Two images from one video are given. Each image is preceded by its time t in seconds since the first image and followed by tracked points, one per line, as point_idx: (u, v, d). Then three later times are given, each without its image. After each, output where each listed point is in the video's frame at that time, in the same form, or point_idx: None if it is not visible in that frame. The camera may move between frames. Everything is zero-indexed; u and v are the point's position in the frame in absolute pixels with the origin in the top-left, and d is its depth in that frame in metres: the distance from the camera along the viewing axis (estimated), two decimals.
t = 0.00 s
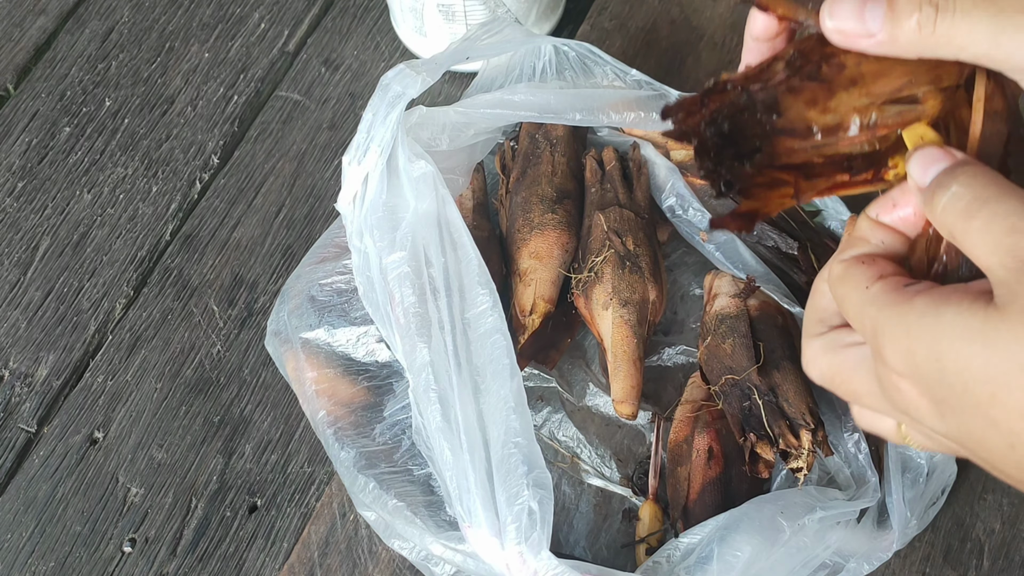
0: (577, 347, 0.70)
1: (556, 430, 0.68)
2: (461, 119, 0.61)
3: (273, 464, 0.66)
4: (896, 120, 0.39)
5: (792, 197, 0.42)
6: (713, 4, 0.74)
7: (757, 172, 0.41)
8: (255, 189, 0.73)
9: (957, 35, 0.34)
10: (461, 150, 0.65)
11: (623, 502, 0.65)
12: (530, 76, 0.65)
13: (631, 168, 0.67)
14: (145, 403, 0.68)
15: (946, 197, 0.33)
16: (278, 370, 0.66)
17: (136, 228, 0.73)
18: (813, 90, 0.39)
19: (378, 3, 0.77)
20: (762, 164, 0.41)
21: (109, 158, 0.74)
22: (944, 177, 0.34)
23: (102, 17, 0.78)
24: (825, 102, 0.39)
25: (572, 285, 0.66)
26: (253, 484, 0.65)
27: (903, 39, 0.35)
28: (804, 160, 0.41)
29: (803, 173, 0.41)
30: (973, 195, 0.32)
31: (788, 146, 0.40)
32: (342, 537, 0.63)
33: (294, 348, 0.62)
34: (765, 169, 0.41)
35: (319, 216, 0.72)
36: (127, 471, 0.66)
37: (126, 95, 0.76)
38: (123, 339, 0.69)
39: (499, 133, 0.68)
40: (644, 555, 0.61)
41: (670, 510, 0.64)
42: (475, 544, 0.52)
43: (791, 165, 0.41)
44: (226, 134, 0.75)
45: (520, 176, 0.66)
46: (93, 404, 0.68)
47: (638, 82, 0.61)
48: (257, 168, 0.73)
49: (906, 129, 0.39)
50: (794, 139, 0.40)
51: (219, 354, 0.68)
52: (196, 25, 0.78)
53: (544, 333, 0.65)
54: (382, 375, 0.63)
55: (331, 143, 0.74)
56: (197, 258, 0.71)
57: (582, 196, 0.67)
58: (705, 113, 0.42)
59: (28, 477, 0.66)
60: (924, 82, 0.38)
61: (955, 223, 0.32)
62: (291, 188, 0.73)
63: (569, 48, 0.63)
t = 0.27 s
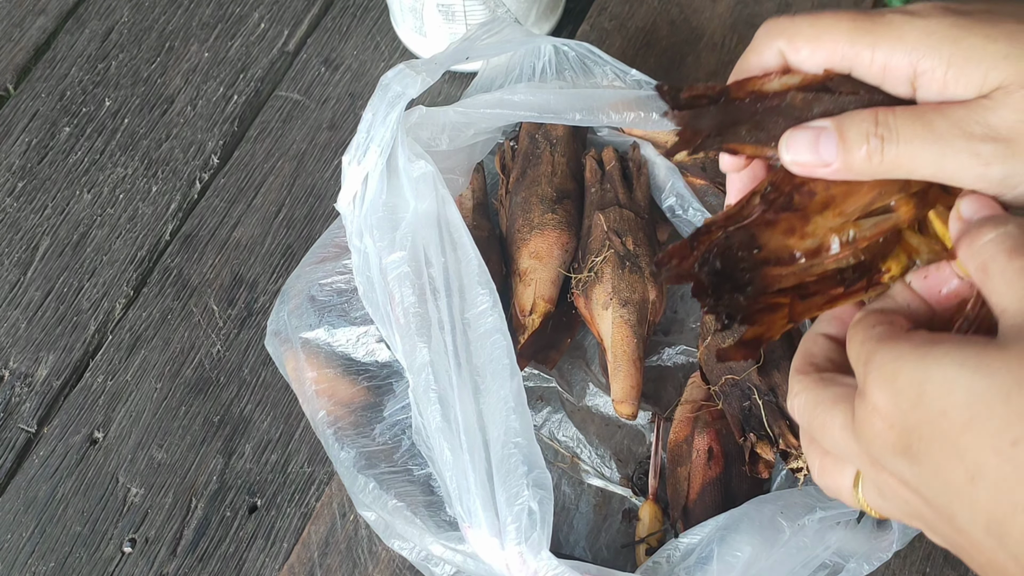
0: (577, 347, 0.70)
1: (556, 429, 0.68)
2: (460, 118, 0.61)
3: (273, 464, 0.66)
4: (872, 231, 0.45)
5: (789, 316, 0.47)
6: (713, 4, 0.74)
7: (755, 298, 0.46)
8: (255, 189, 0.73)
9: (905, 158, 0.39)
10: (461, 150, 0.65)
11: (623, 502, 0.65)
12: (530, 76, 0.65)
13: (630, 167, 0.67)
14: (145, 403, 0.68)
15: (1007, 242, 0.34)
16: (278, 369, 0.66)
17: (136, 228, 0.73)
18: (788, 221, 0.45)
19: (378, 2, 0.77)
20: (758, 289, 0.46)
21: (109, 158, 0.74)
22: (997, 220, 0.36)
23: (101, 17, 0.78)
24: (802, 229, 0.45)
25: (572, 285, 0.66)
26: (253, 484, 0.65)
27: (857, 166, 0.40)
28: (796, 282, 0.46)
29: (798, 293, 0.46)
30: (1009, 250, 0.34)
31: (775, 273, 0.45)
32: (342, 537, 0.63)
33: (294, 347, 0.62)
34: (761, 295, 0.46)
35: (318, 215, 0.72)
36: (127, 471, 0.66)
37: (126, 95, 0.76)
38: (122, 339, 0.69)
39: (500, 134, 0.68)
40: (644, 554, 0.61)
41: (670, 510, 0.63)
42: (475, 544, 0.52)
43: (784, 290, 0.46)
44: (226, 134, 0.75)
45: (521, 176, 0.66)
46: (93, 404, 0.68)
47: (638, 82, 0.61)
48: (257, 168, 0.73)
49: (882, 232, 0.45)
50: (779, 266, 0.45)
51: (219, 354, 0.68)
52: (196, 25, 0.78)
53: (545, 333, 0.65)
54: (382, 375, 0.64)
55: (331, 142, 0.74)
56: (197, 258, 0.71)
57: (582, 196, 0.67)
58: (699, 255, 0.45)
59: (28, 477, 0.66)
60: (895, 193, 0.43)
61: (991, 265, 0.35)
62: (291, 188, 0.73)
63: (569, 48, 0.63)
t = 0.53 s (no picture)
0: (577, 347, 0.70)
1: (557, 429, 0.68)
2: (461, 118, 0.61)
3: (273, 464, 0.66)
4: (796, 286, 0.48)
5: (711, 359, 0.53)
6: (713, 4, 0.74)
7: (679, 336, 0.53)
8: (255, 189, 0.73)
9: (835, 216, 0.41)
10: (461, 150, 0.65)
11: (623, 502, 0.65)
12: (530, 76, 0.65)
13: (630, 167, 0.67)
14: (145, 402, 0.68)
15: (807, 407, 0.34)
16: (278, 369, 0.66)
17: (136, 228, 0.73)
18: (717, 268, 0.50)
19: (379, 2, 0.77)
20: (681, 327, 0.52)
21: (109, 158, 0.74)
22: (796, 376, 0.36)
23: (101, 17, 0.78)
24: (729, 275, 0.50)
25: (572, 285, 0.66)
26: (253, 484, 0.65)
27: (795, 226, 0.43)
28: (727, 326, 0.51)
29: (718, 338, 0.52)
30: (833, 408, 0.33)
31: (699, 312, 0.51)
32: (342, 537, 0.63)
33: (294, 347, 0.62)
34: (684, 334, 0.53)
35: (318, 216, 0.72)
36: (127, 471, 0.66)
37: (126, 95, 0.76)
38: (123, 339, 0.69)
39: (500, 134, 0.68)
40: (645, 554, 0.61)
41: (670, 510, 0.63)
42: (475, 544, 0.52)
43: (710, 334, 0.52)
44: (226, 134, 0.75)
45: (520, 176, 0.66)
46: (94, 403, 0.68)
47: (638, 82, 0.61)
48: (257, 168, 0.73)
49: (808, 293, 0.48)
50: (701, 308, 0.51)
51: (219, 354, 0.68)
52: (196, 24, 0.78)
53: (544, 332, 0.65)
54: (383, 375, 0.64)
55: (331, 142, 0.74)
56: (197, 258, 0.71)
57: (581, 196, 0.67)
58: (654, 294, 0.51)
59: (28, 476, 0.66)
60: (823, 257, 0.47)
61: (819, 428, 0.34)
62: (291, 188, 0.73)
63: (569, 48, 0.63)
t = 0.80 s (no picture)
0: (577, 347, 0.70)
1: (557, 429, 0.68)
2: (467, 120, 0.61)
3: (274, 464, 0.66)
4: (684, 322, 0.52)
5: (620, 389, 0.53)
6: (714, 4, 0.74)
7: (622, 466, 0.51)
8: (255, 189, 0.73)
9: (821, 150, 0.39)
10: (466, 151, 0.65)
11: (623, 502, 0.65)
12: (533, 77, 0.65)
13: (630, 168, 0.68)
14: (146, 402, 0.68)
15: (745, 430, 0.36)
16: (279, 370, 0.66)
17: (136, 228, 0.73)
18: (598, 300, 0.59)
19: (379, 2, 0.77)
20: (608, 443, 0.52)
21: (110, 158, 0.74)
22: (727, 400, 0.37)
23: (102, 17, 0.78)
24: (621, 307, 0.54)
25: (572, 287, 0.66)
26: (254, 484, 0.65)
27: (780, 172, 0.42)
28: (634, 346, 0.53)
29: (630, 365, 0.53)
30: (773, 430, 0.35)
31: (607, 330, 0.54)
32: (342, 537, 0.63)
33: (294, 349, 0.62)
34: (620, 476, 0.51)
35: (319, 215, 0.72)
36: (127, 471, 0.66)
37: (127, 95, 0.76)
38: (123, 339, 0.69)
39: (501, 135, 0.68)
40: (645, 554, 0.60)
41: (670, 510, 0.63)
42: (470, 552, 0.51)
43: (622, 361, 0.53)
44: (227, 134, 0.75)
45: (521, 177, 0.66)
46: (94, 403, 0.68)
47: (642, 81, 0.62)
48: (257, 168, 0.73)
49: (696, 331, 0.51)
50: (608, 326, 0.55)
51: (219, 354, 0.68)
52: (197, 25, 0.78)
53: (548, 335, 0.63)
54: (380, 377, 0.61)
55: (332, 142, 0.74)
56: (198, 258, 0.71)
57: (582, 196, 0.67)
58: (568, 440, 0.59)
59: (28, 476, 0.66)
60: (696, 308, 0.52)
61: (759, 452, 0.36)
62: (291, 188, 0.73)
63: (573, 49, 0.63)
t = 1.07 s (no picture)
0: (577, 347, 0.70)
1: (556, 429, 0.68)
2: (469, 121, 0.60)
3: (274, 463, 0.66)
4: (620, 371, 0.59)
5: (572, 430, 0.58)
6: (714, 3, 0.74)
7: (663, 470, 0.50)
8: (255, 188, 0.73)
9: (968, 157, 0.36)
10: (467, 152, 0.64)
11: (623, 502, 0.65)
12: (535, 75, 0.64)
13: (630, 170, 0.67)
14: (146, 402, 0.68)
15: (843, 302, 0.34)
16: (279, 370, 0.66)
17: (136, 227, 0.73)
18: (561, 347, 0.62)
19: (379, 2, 0.77)
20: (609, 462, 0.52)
21: (109, 157, 0.74)
22: (830, 265, 0.36)
23: (102, 17, 0.78)
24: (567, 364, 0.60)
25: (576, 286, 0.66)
26: (254, 483, 0.65)
27: (918, 193, 0.37)
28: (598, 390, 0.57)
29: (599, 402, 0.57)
30: (873, 309, 0.33)
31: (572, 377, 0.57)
32: (342, 537, 0.63)
33: (294, 347, 0.62)
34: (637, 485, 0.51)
35: (319, 215, 0.72)
36: (127, 471, 0.66)
37: (127, 94, 0.76)
38: (123, 339, 0.69)
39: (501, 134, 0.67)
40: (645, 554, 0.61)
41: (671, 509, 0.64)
42: (465, 546, 0.52)
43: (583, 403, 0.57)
44: (227, 133, 0.75)
45: (521, 177, 0.66)
46: (94, 403, 0.68)
47: (643, 79, 0.62)
48: (257, 167, 0.73)
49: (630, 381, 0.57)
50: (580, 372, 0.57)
51: (219, 354, 0.68)
52: (197, 24, 0.78)
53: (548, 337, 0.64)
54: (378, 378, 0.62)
55: (332, 141, 0.74)
56: (198, 258, 0.71)
57: (582, 196, 0.67)
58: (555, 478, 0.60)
59: (28, 476, 0.66)
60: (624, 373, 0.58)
61: (853, 325, 0.34)
62: (291, 187, 0.73)
63: (576, 48, 0.63)
